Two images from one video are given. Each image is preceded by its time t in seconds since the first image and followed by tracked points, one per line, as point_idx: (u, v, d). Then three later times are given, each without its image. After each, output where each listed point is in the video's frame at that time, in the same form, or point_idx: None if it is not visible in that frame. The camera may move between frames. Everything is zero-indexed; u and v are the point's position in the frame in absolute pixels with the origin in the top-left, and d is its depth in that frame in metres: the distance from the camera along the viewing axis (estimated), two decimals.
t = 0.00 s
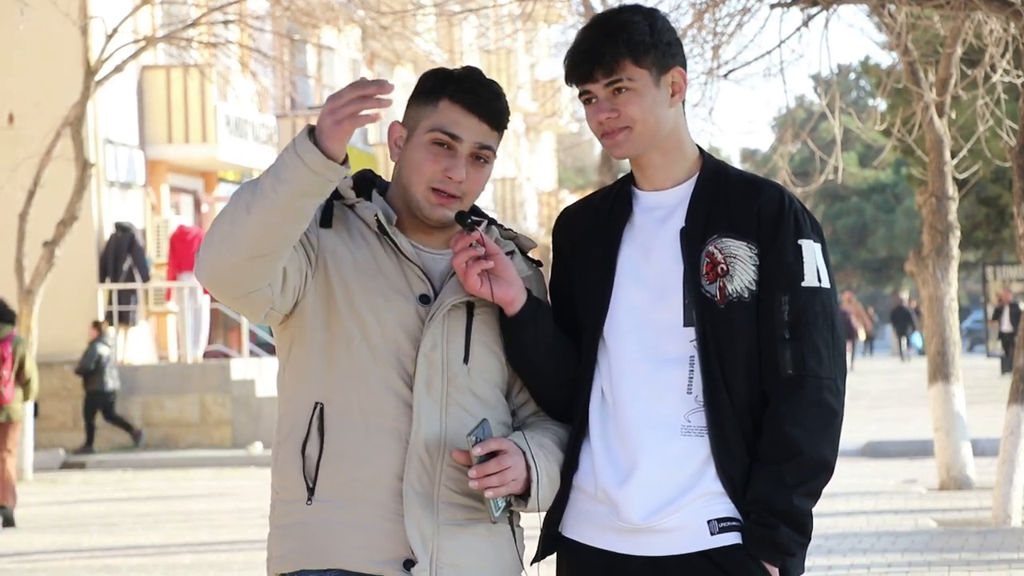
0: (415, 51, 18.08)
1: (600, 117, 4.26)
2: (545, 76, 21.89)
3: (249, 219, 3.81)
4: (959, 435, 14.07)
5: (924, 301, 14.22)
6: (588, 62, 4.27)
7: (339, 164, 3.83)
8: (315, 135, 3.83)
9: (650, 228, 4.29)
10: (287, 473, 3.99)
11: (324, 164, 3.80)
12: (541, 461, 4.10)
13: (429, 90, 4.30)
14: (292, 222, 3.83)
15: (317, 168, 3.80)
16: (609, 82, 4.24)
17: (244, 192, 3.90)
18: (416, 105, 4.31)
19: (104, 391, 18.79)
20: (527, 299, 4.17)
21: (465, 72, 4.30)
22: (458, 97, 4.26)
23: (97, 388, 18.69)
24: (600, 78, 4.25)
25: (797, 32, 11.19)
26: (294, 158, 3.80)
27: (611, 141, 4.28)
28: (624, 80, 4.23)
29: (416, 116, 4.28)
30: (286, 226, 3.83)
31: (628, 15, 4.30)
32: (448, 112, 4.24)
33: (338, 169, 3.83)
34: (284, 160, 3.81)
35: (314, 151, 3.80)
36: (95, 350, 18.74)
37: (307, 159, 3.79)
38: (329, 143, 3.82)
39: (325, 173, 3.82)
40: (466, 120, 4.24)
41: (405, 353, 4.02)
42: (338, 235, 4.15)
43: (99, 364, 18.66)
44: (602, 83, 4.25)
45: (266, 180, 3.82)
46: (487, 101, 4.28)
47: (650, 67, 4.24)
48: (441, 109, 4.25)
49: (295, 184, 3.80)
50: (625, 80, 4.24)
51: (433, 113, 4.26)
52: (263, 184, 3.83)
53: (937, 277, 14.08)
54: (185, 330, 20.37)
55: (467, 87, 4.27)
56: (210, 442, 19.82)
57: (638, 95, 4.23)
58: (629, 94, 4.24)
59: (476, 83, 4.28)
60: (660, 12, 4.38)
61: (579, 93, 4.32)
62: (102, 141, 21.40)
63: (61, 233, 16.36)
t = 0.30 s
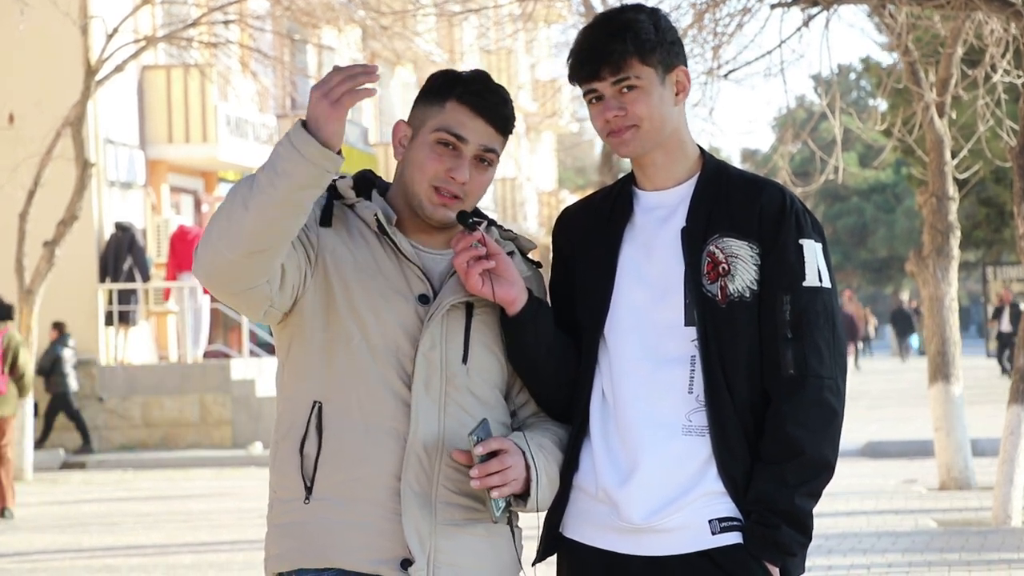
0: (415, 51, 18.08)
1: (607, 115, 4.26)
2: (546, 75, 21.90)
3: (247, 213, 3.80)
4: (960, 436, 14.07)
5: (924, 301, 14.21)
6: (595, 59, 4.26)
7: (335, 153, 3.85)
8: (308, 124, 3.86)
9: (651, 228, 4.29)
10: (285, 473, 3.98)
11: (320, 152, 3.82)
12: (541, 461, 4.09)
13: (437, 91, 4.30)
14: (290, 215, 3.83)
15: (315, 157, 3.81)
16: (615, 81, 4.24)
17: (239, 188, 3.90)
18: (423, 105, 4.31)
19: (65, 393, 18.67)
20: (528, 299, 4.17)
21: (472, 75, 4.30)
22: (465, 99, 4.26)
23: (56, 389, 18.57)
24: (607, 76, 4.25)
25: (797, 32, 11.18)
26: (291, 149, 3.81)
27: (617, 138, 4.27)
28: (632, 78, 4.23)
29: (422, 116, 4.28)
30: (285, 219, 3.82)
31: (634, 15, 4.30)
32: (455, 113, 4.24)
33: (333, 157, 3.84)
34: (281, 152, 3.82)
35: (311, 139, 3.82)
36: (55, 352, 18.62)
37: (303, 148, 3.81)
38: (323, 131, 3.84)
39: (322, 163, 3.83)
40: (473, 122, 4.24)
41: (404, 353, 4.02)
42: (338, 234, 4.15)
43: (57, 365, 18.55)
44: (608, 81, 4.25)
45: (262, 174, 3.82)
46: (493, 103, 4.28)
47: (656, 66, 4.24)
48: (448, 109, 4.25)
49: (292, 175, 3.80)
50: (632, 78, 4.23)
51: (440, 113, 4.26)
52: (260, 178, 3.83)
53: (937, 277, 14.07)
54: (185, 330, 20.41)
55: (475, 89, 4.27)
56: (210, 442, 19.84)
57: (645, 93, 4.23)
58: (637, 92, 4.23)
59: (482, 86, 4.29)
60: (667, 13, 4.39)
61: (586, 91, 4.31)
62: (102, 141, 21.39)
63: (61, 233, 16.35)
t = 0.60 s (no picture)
0: (414, 50, 18.08)
1: (607, 115, 4.26)
2: (545, 75, 21.91)
3: (256, 228, 3.80)
4: (959, 435, 14.05)
5: (923, 301, 14.23)
6: (594, 59, 4.26)
7: (345, 171, 3.85)
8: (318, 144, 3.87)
9: (648, 228, 4.29)
10: (283, 474, 3.98)
11: (332, 173, 3.83)
12: (539, 461, 4.10)
13: (434, 91, 4.31)
14: (298, 233, 3.84)
15: (324, 175, 3.82)
16: (614, 81, 4.24)
17: (247, 201, 3.90)
18: (421, 104, 4.31)
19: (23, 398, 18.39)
20: (527, 299, 4.17)
21: (470, 74, 4.31)
22: (463, 98, 4.27)
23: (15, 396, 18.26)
24: (606, 76, 4.25)
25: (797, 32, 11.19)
26: (301, 166, 3.82)
27: (617, 137, 4.27)
28: (631, 78, 4.23)
29: (420, 115, 4.29)
30: (293, 237, 3.83)
31: (631, 15, 4.31)
32: (453, 111, 4.25)
33: (342, 176, 3.85)
34: (290, 169, 3.83)
35: (322, 158, 3.83)
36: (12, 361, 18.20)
37: (315, 168, 3.82)
38: (333, 149, 3.84)
39: (331, 181, 3.83)
40: (472, 120, 4.24)
41: (403, 355, 4.02)
42: (337, 237, 4.16)
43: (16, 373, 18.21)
44: (608, 81, 4.25)
45: (273, 190, 3.83)
46: (491, 102, 4.29)
47: (654, 66, 4.25)
48: (446, 108, 4.26)
49: (301, 191, 3.81)
50: (631, 78, 4.24)
51: (438, 112, 4.26)
52: (269, 195, 3.83)
53: (936, 277, 14.09)
54: (184, 330, 20.47)
55: (472, 88, 4.28)
56: (209, 441, 19.78)
57: (644, 93, 4.23)
58: (635, 92, 4.24)
59: (479, 84, 4.30)
60: (662, 10, 4.40)
61: (584, 91, 4.31)
62: (102, 141, 21.40)
63: (61, 233, 16.34)
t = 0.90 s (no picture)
0: (413, 50, 18.07)
1: (605, 115, 4.26)
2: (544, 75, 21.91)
3: (252, 228, 3.80)
4: (958, 436, 14.06)
5: (923, 301, 14.24)
6: (590, 58, 4.27)
7: (344, 182, 3.82)
8: (320, 153, 3.82)
9: (647, 228, 4.29)
10: (283, 474, 3.99)
11: (328, 183, 3.79)
12: (539, 461, 4.10)
13: (426, 87, 4.30)
14: (296, 236, 3.83)
15: (322, 186, 3.79)
16: (612, 81, 4.24)
17: (247, 200, 3.90)
18: (413, 100, 4.31)
19: None
20: (526, 299, 4.17)
21: (461, 69, 4.31)
22: (456, 91, 4.27)
23: None
24: (603, 77, 4.25)
25: (797, 32, 11.18)
26: (297, 174, 3.79)
27: (613, 136, 4.27)
28: (628, 78, 4.24)
29: (412, 111, 4.29)
30: (290, 240, 3.83)
31: (625, 15, 4.31)
32: (445, 105, 4.25)
33: (339, 187, 3.82)
34: (288, 174, 3.81)
35: (320, 169, 3.79)
36: None
37: (312, 177, 3.78)
38: (332, 161, 3.80)
39: (329, 190, 3.80)
40: (465, 113, 4.25)
41: (403, 356, 4.02)
42: (336, 236, 4.16)
43: None
44: (605, 82, 4.25)
45: (270, 195, 3.81)
46: (484, 96, 4.29)
47: (651, 66, 4.25)
48: (439, 102, 4.25)
49: (298, 200, 3.79)
50: (629, 77, 4.24)
51: (430, 107, 4.26)
52: (267, 196, 3.82)
53: (936, 278, 14.09)
54: (184, 330, 20.50)
55: (465, 83, 4.29)
56: (209, 442, 19.75)
57: (642, 93, 4.23)
58: (633, 93, 4.24)
59: (472, 79, 4.30)
60: (656, 8, 4.41)
61: (582, 91, 4.31)
62: (101, 141, 21.40)
63: (60, 233, 16.32)
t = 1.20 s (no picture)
0: (413, 51, 18.05)
1: (604, 117, 4.26)
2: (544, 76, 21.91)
3: (245, 217, 3.79)
4: (958, 436, 14.07)
5: (923, 301, 14.24)
6: (590, 60, 4.26)
7: (342, 194, 3.75)
8: (326, 162, 3.76)
9: (647, 228, 4.29)
10: (283, 472, 3.99)
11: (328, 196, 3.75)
12: (540, 460, 4.10)
13: (426, 87, 4.31)
14: (289, 231, 3.81)
15: (320, 192, 3.74)
16: (612, 84, 4.24)
17: (243, 190, 3.89)
18: (413, 101, 4.31)
19: None
20: (527, 299, 4.16)
21: (462, 70, 4.31)
22: (456, 91, 4.27)
23: None
24: (603, 78, 4.25)
25: (797, 32, 11.18)
26: (298, 177, 3.75)
27: (612, 138, 4.27)
28: (628, 80, 4.23)
29: (413, 111, 4.28)
30: (283, 233, 3.80)
31: (626, 16, 4.30)
32: (445, 105, 4.25)
33: (339, 198, 3.76)
34: (290, 172, 3.77)
35: (321, 176, 3.73)
36: None
37: (312, 185, 3.74)
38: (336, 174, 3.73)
39: (326, 199, 3.76)
40: (465, 113, 4.25)
41: (403, 356, 4.02)
42: (336, 236, 4.16)
43: None
44: (605, 84, 4.25)
45: (268, 192, 3.78)
46: (485, 96, 4.29)
47: (651, 67, 4.25)
48: (439, 102, 4.25)
49: (295, 200, 3.76)
50: (629, 79, 4.24)
51: (430, 107, 4.26)
52: (264, 191, 3.80)
53: (935, 278, 14.08)
54: (184, 330, 20.52)
55: (465, 83, 4.28)
56: (208, 442, 19.72)
57: (642, 95, 4.23)
58: (634, 94, 4.24)
59: (473, 79, 4.29)
60: (658, 8, 4.41)
61: (582, 93, 4.31)
62: (100, 141, 21.40)
63: (60, 233, 16.30)
